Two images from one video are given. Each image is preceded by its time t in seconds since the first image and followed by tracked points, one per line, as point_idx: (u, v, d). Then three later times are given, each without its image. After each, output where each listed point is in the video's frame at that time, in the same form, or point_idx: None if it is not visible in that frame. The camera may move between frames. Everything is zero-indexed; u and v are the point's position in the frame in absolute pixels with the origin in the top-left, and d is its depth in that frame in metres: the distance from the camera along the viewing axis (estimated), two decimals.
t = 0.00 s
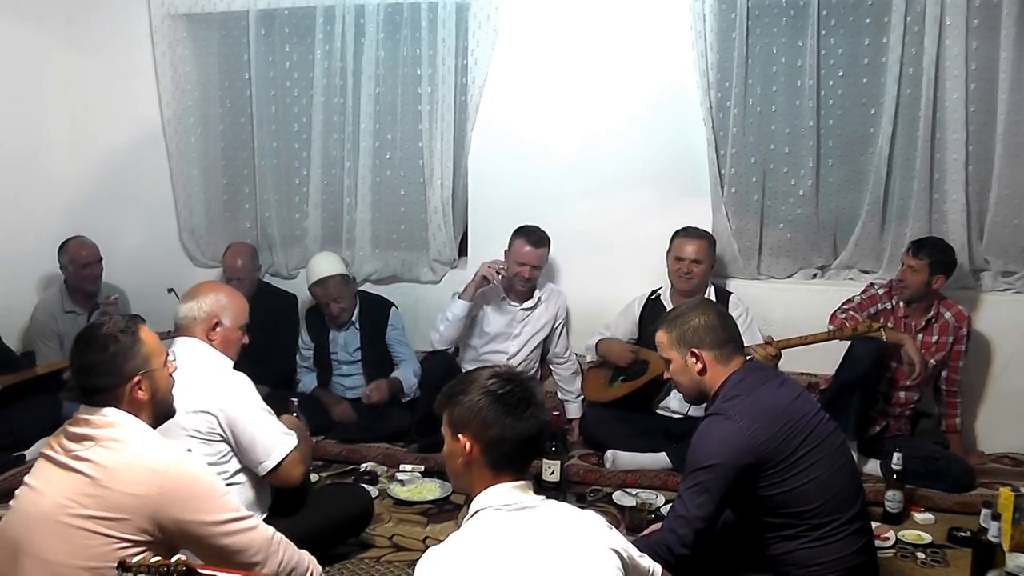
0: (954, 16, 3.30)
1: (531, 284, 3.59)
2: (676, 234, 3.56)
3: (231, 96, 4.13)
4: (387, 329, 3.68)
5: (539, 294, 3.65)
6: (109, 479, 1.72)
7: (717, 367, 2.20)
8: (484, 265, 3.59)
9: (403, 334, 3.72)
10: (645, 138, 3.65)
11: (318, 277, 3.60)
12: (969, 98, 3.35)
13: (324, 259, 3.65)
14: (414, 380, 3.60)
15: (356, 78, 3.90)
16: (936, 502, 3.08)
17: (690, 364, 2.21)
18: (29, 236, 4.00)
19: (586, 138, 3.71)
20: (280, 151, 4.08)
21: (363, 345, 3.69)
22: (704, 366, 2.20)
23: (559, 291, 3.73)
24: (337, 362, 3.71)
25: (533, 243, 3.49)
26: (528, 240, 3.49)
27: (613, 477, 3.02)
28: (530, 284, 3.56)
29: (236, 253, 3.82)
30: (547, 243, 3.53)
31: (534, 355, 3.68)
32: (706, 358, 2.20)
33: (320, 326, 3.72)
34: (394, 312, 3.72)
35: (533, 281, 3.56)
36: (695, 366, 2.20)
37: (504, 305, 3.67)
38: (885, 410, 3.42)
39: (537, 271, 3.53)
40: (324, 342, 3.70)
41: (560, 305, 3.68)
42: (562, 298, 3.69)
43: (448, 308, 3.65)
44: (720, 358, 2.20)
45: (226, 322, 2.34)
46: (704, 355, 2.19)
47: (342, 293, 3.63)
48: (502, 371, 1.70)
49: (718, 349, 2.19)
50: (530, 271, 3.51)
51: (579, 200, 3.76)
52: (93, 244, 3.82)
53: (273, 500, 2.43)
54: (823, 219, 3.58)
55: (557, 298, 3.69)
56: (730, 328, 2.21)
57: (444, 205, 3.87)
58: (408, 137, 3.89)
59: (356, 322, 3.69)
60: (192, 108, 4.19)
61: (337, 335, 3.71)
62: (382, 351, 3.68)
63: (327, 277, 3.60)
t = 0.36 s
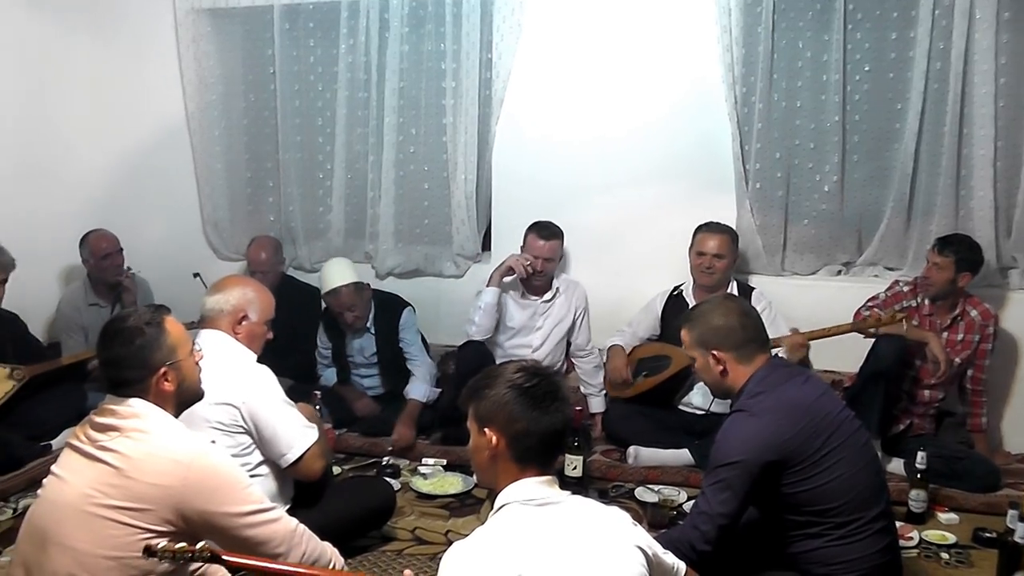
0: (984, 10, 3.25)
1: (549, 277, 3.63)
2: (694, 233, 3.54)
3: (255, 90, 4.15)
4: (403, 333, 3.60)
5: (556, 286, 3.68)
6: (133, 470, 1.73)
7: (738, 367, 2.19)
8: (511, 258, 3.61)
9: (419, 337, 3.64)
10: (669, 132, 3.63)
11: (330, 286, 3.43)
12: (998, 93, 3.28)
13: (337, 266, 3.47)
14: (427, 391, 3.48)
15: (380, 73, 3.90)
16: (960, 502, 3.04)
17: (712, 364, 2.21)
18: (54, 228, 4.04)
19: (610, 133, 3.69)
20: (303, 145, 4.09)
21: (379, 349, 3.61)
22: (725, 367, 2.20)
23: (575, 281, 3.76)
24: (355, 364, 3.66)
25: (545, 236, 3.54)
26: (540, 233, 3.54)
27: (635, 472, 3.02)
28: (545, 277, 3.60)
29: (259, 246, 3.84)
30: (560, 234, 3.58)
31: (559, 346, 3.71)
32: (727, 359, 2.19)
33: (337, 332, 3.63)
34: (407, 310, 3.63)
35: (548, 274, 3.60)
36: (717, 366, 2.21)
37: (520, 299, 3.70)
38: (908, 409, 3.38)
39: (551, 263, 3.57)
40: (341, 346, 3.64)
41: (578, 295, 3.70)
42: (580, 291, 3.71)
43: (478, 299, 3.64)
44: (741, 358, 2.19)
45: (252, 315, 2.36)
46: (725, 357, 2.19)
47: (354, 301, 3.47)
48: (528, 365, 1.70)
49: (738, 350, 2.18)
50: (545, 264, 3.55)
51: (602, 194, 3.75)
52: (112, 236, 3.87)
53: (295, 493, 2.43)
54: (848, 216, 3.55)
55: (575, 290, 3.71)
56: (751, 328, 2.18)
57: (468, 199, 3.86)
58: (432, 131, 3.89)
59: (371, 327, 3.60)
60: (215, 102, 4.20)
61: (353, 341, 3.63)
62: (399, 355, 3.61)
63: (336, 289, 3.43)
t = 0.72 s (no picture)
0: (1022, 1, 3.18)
1: (562, 269, 3.68)
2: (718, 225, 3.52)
3: (285, 84, 4.18)
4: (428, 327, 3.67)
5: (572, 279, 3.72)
6: (165, 461, 1.74)
7: (767, 367, 2.19)
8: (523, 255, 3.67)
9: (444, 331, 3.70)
10: (700, 126, 3.61)
11: (353, 285, 3.46)
12: None
13: (359, 264, 3.51)
14: (456, 386, 3.51)
15: (410, 66, 3.90)
16: (992, 502, 2.99)
17: (739, 358, 2.23)
18: (86, 220, 4.10)
19: (640, 127, 3.67)
20: (333, 138, 4.10)
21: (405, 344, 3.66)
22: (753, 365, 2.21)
23: (593, 273, 3.79)
24: (381, 359, 3.71)
25: (556, 229, 3.58)
26: (550, 226, 3.58)
27: (663, 468, 3.00)
28: (558, 270, 3.64)
29: (288, 239, 3.85)
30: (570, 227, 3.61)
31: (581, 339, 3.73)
32: (755, 358, 2.20)
33: (363, 330, 3.67)
34: (432, 305, 3.70)
35: (561, 267, 3.64)
36: (744, 361, 2.22)
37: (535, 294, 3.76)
38: (938, 406, 3.34)
39: (564, 256, 3.61)
40: (367, 343, 3.68)
41: (595, 286, 3.73)
42: (598, 283, 3.73)
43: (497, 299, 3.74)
44: (770, 358, 2.18)
45: (282, 306, 2.37)
46: (751, 354, 2.19)
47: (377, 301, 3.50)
48: (563, 358, 1.69)
49: (767, 351, 2.17)
50: (557, 257, 3.60)
51: (630, 189, 3.73)
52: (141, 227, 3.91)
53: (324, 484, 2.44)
54: (878, 211, 3.51)
55: (592, 282, 3.74)
56: (780, 330, 2.16)
57: (497, 192, 3.86)
58: (462, 125, 3.89)
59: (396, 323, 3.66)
60: (245, 96, 4.23)
61: (379, 338, 3.69)
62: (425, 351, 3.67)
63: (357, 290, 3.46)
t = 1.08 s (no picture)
0: None
1: (595, 261, 3.69)
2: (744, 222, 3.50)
3: (316, 78, 4.23)
4: (465, 311, 3.72)
5: (604, 270, 3.72)
6: (195, 449, 1.76)
7: (789, 363, 2.22)
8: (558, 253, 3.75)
9: (479, 317, 3.76)
10: (733, 118, 3.58)
11: (390, 264, 3.57)
12: None
13: (399, 244, 3.61)
14: (487, 368, 3.65)
15: (441, 58, 3.90)
16: None
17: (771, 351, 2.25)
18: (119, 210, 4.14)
19: (672, 118, 3.65)
20: (365, 130, 4.12)
21: (439, 330, 3.72)
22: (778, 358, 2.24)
23: (627, 267, 3.76)
24: (414, 344, 3.74)
25: (592, 221, 3.60)
26: (587, 217, 3.61)
27: (692, 463, 2.97)
28: (592, 261, 3.65)
29: (320, 230, 3.88)
30: (606, 218, 3.64)
31: (612, 332, 3.71)
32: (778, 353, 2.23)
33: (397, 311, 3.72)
34: (472, 294, 3.74)
35: (596, 258, 3.65)
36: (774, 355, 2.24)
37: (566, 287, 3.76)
38: (971, 403, 3.28)
39: (599, 247, 3.63)
40: (400, 328, 3.72)
41: (626, 278, 3.72)
42: (631, 274, 3.73)
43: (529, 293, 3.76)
44: (791, 357, 2.20)
45: (312, 297, 2.37)
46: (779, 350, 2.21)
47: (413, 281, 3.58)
48: (600, 351, 1.69)
49: (788, 351, 2.19)
50: (592, 248, 3.61)
51: (661, 181, 3.71)
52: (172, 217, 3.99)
53: (353, 473, 2.47)
54: (913, 206, 3.46)
55: (624, 274, 3.73)
56: (799, 333, 2.15)
57: (530, 185, 3.87)
58: (494, 118, 3.89)
59: (431, 306, 3.71)
60: (276, 88, 4.27)
61: (413, 320, 3.72)
62: (458, 335, 3.73)
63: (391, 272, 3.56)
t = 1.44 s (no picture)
0: None
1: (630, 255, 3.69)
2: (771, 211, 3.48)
3: (345, 70, 4.21)
4: (502, 303, 3.74)
5: (636, 263, 3.71)
6: (222, 439, 1.73)
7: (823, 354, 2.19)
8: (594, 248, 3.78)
9: (516, 310, 3.77)
10: (764, 112, 3.55)
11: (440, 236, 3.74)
12: None
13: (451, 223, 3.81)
14: (515, 360, 3.69)
15: (471, 52, 3.90)
16: None
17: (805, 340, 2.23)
18: (149, 202, 4.19)
19: (702, 112, 3.62)
20: (394, 123, 4.13)
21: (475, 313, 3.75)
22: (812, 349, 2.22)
23: (660, 262, 3.74)
24: (448, 329, 3.80)
25: (628, 211, 3.64)
26: (623, 208, 3.64)
27: (721, 457, 2.99)
28: (627, 253, 3.66)
29: (349, 223, 3.90)
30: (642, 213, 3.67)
31: (642, 325, 3.70)
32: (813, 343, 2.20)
33: (434, 293, 3.80)
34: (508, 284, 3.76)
35: (631, 250, 3.66)
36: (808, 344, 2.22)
37: (600, 281, 3.75)
38: (1002, 400, 3.16)
39: (635, 237, 3.65)
40: (434, 311, 3.79)
41: (658, 272, 3.71)
42: (662, 269, 3.71)
43: (563, 287, 3.75)
44: (827, 347, 2.17)
45: (341, 290, 2.36)
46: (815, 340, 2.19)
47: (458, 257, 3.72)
48: (629, 344, 1.68)
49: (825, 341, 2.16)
50: (628, 237, 3.63)
51: (690, 175, 3.69)
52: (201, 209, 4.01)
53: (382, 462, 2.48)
54: (943, 200, 3.41)
55: (657, 268, 3.72)
56: (836, 324, 2.13)
57: (558, 178, 3.86)
58: (523, 111, 3.88)
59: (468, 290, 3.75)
60: (305, 81, 4.27)
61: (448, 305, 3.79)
62: (494, 320, 3.73)
63: (439, 244, 3.73)
